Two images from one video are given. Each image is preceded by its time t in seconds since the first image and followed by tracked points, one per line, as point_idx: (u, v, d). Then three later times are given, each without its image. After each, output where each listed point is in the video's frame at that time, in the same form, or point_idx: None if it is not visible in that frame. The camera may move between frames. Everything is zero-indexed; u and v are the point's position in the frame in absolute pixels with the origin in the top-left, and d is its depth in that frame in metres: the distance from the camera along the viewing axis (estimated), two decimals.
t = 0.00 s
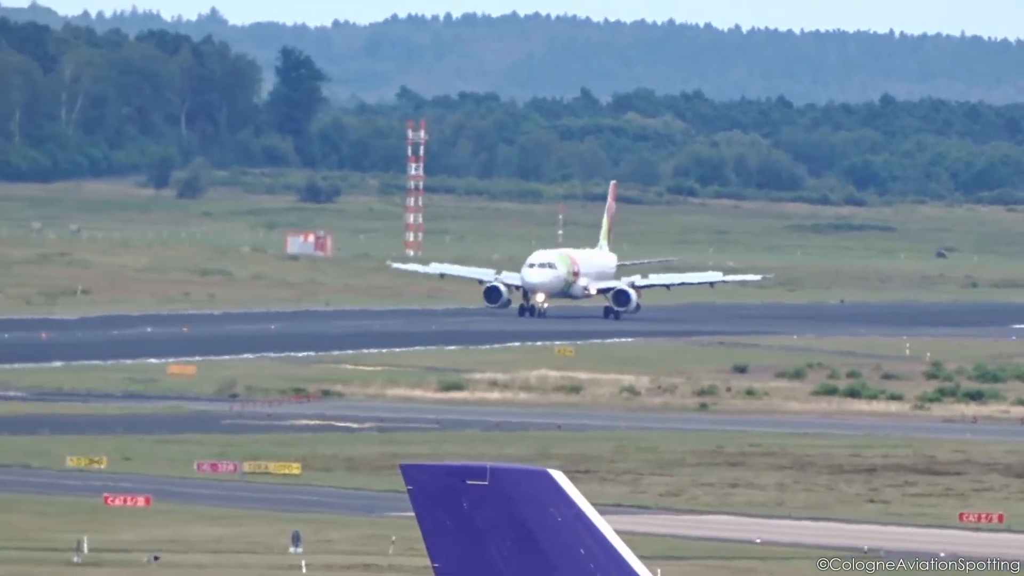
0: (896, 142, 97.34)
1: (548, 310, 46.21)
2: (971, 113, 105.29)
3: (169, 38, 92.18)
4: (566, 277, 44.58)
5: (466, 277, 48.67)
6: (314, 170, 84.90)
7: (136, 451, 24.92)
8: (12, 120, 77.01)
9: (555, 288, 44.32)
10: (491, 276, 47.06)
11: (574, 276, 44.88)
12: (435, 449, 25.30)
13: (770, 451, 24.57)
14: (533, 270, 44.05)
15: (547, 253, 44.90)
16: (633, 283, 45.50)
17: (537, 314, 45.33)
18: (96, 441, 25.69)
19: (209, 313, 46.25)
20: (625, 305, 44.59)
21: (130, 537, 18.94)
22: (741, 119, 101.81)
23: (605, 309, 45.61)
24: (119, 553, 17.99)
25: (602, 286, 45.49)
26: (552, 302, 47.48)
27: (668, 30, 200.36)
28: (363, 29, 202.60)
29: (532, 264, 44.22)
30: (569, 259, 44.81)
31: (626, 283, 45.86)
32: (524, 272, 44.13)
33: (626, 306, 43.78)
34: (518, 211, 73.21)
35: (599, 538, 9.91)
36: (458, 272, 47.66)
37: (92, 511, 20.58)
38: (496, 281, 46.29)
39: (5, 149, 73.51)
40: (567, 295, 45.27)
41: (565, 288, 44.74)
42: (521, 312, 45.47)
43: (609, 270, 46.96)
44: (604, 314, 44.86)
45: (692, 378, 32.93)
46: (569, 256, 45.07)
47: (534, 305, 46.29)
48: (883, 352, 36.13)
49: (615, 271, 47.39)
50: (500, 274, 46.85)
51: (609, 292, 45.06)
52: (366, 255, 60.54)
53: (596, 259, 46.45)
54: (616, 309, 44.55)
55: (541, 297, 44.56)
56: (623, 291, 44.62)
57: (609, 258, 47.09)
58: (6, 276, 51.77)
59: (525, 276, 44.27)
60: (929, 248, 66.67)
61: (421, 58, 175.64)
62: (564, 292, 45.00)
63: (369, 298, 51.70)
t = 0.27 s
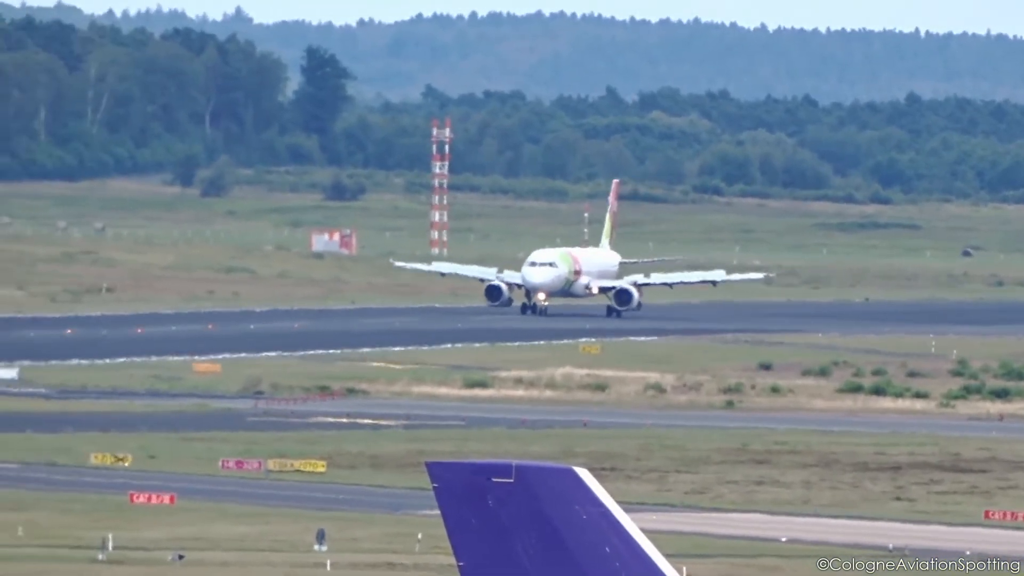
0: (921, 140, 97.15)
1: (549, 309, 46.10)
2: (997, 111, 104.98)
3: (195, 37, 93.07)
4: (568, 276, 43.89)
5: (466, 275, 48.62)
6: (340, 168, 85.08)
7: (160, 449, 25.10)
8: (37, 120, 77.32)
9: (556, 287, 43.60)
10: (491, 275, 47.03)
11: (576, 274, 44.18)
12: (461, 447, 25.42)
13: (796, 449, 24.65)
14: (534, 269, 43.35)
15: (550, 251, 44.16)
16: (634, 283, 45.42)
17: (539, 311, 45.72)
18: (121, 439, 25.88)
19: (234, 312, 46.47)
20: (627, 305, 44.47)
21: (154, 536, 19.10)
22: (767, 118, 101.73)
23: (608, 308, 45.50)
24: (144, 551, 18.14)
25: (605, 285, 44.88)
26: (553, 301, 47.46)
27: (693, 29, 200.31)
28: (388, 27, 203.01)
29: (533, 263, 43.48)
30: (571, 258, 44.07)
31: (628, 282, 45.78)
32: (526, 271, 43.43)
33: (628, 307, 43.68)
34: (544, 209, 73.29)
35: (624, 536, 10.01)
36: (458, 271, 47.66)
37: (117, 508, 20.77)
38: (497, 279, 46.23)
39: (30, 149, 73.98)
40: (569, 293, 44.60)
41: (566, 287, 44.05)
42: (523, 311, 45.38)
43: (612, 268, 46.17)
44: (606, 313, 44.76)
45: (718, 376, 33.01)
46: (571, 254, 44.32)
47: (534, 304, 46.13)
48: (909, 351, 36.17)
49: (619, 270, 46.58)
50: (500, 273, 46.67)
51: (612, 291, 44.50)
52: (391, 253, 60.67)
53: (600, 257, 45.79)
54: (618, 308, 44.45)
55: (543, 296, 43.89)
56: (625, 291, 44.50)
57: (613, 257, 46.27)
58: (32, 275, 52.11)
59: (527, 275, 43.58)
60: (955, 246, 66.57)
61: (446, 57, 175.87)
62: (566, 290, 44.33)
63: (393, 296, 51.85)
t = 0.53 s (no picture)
0: (948, 138, 96.75)
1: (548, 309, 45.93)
2: None
3: (222, 35, 93.25)
4: (565, 275, 43.96)
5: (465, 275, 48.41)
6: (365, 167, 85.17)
7: (186, 448, 25.18)
8: (63, 116, 79.27)
9: (553, 286, 43.68)
10: (489, 274, 46.86)
11: (574, 274, 44.25)
12: (487, 445, 25.44)
13: (822, 448, 24.59)
14: (531, 268, 43.43)
15: (547, 250, 44.23)
16: (632, 282, 45.16)
17: (536, 310, 45.41)
18: (148, 438, 25.96)
19: (260, 310, 46.55)
20: (625, 303, 44.20)
21: (180, 534, 19.16)
22: (792, 117, 101.49)
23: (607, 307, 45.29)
24: (170, 549, 18.21)
25: (602, 284, 44.89)
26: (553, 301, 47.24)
27: (719, 27, 199.89)
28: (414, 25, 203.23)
29: (529, 262, 43.58)
30: (568, 257, 44.15)
31: (626, 281, 45.56)
32: (522, 270, 43.53)
33: (625, 305, 43.40)
34: (570, 208, 73.24)
35: (650, 534, 10.01)
36: (455, 271, 47.50)
37: (143, 507, 20.84)
38: (494, 278, 46.05)
39: (56, 146, 75.55)
40: (567, 293, 44.67)
41: (564, 286, 44.14)
42: (521, 310, 45.22)
43: (610, 267, 46.17)
44: (605, 312, 44.52)
45: (744, 376, 32.95)
46: (568, 254, 44.38)
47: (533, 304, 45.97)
48: (936, 350, 36.02)
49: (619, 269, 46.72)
50: (498, 271, 46.72)
51: (610, 290, 44.51)
52: (417, 251, 60.72)
53: (598, 256, 45.81)
54: (616, 307, 44.19)
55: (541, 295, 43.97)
56: (623, 290, 44.21)
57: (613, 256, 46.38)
58: (59, 274, 52.35)
59: (523, 274, 43.67)
60: (982, 244, 66.29)
61: (472, 55, 175.99)
62: (564, 289, 44.41)
63: (419, 295, 51.90)
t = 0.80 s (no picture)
0: (971, 138, 96.52)
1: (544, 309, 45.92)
2: None
3: (244, 34, 93.38)
4: (560, 276, 43.97)
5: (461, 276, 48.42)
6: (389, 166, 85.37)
7: (210, 447, 25.36)
8: (86, 115, 80.27)
9: (547, 287, 43.68)
10: (485, 275, 46.87)
11: (568, 274, 44.27)
12: (511, 444, 25.56)
13: (845, 447, 24.67)
14: (526, 269, 43.42)
15: (541, 250, 44.23)
16: (628, 282, 45.17)
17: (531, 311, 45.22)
18: (172, 437, 26.13)
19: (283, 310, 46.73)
20: (621, 304, 44.23)
21: (204, 533, 19.33)
22: (815, 116, 101.38)
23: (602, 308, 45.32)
24: (194, 547, 18.39)
25: (598, 285, 44.98)
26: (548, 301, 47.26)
27: (742, 26, 199.64)
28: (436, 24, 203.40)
29: (524, 262, 43.57)
30: (563, 258, 44.17)
31: (621, 282, 45.59)
32: (517, 270, 43.50)
33: (620, 306, 43.41)
34: (593, 207, 73.32)
35: (674, 533, 10.12)
36: (451, 271, 47.50)
37: (168, 506, 21.03)
38: (490, 279, 46.04)
39: (80, 146, 76.79)
40: (562, 293, 44.69)
41: (559, 286, 44.15)
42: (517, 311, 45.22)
43: (605, 268, 46.28)
44: (600, 313, 44.55)
45: (767, 375, 33.03)
46: (563, 255, 44.40)
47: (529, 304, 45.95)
48: (960, 350, 36.02)
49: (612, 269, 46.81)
50: (494, 272, 46.74)
51: (605, 290, 44.57)
52: (440, 251, 60.89)
53: (593, 257, 45.89)
54: (611, 308, 44.21)
55: (535, 295, 43.97)
56: (619, 291, 44.34)
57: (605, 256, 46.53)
58: (83, 273, 52.65)
59: (518, 275, 43.65)
60: (1006, 244, 66.16)
61: (495, 54, 176.04)
62: (559, 290, 44.42)
63: (443, 294, 52.07)
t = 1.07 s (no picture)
0: (991, 138, 96.28)
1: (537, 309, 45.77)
2: None
3: (262, 35, 93.66)
4: (552, 276, 43.81)
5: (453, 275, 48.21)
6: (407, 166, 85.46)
7: (228, 447, 25.45)
8: (104, 116, 80.79)
9: (540, 287, 43.53)
10: (478, 274, 46.69)
11: (561, 274, 44.13)
12: (529, 445, 25.59)
13: (863, 447, 24.67)
14: (518, 269, 43.26)
15: (534, 250, 44.06)
16: (621, 283, 45.04)
17: (524, 312, 45.12)
18: (189, 437, 26.21)
19: (300, 309, 46.79)
20: (614, 305, 44.12)
21: (221, 533, 19.41)
22: (834, 117, 101.24)
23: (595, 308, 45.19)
24: (211, 548, 18.45)
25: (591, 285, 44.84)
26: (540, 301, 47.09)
27: (760, 26, 199.51)
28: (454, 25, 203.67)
29: (517, 263, 43.40)
30: (556, 258, 44.01)
31: (614, 282, 45.46)
32: (510, 271, 43.34)
33: (613, 306, 43.29)
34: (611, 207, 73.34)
35: (691, 533, 9.99)
36: (444, 270, 47.28)
37: (185, 506, 21.11)
38: (483, 279, 45.87)
39: (98, 146, 77.05)
40: (555, 293, 44.57)
41: (552, 286, 44.00)
42: (510, 311, 45.08)
43: (598, 268, 46.17)
44: (593, 313, 44.42)
45: (785, 375, 33.03)
46: (556, 254, 44.24)
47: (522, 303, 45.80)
48: (979, 349, 35.97)
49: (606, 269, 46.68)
50: (486, 272, 46.40)
51: (598, 291, 44.47)
52: (458, 250, 60.92)
53: (586, 257, 45.78)
54: (604, 308, 44.09)
55: (528, 296, 43.83)
56: (612, 291, 44.11)
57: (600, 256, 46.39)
58: (101, 273, 52.83)
59: (511, 275, 43.49)
60: None
61: (513, 54, 176.04)
62: (552, 290, 44.29)
63: (460, 294, 52.10)
